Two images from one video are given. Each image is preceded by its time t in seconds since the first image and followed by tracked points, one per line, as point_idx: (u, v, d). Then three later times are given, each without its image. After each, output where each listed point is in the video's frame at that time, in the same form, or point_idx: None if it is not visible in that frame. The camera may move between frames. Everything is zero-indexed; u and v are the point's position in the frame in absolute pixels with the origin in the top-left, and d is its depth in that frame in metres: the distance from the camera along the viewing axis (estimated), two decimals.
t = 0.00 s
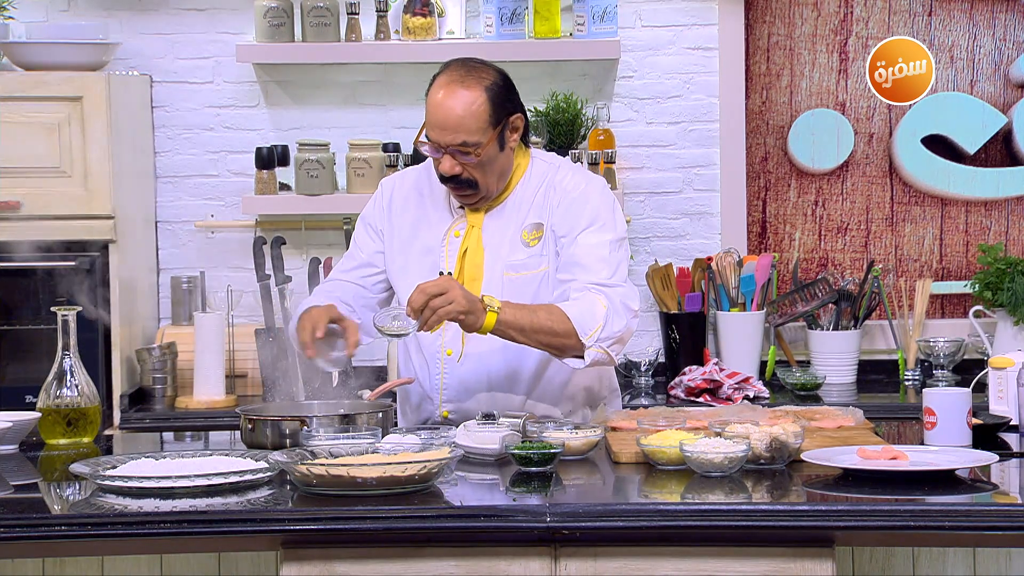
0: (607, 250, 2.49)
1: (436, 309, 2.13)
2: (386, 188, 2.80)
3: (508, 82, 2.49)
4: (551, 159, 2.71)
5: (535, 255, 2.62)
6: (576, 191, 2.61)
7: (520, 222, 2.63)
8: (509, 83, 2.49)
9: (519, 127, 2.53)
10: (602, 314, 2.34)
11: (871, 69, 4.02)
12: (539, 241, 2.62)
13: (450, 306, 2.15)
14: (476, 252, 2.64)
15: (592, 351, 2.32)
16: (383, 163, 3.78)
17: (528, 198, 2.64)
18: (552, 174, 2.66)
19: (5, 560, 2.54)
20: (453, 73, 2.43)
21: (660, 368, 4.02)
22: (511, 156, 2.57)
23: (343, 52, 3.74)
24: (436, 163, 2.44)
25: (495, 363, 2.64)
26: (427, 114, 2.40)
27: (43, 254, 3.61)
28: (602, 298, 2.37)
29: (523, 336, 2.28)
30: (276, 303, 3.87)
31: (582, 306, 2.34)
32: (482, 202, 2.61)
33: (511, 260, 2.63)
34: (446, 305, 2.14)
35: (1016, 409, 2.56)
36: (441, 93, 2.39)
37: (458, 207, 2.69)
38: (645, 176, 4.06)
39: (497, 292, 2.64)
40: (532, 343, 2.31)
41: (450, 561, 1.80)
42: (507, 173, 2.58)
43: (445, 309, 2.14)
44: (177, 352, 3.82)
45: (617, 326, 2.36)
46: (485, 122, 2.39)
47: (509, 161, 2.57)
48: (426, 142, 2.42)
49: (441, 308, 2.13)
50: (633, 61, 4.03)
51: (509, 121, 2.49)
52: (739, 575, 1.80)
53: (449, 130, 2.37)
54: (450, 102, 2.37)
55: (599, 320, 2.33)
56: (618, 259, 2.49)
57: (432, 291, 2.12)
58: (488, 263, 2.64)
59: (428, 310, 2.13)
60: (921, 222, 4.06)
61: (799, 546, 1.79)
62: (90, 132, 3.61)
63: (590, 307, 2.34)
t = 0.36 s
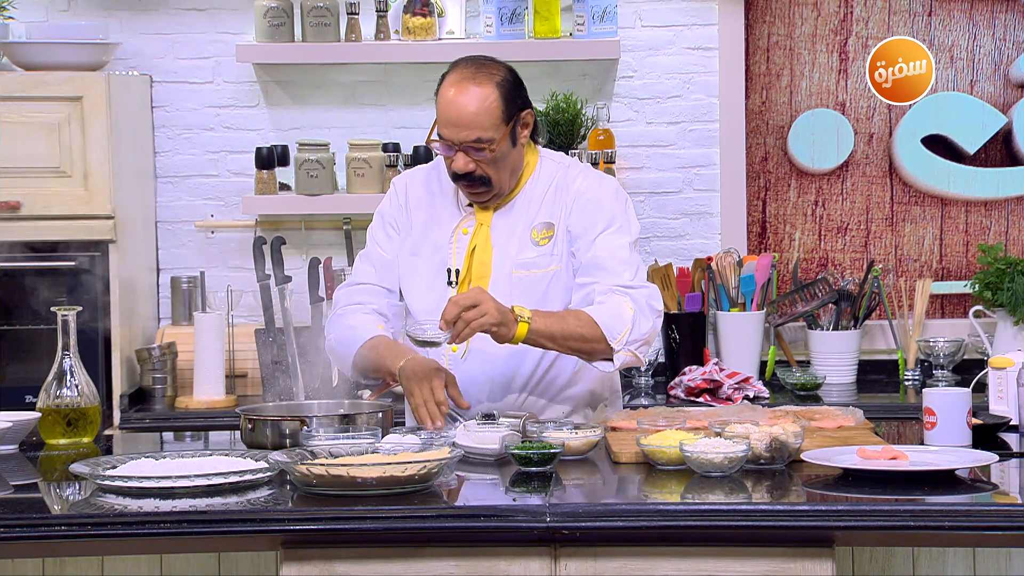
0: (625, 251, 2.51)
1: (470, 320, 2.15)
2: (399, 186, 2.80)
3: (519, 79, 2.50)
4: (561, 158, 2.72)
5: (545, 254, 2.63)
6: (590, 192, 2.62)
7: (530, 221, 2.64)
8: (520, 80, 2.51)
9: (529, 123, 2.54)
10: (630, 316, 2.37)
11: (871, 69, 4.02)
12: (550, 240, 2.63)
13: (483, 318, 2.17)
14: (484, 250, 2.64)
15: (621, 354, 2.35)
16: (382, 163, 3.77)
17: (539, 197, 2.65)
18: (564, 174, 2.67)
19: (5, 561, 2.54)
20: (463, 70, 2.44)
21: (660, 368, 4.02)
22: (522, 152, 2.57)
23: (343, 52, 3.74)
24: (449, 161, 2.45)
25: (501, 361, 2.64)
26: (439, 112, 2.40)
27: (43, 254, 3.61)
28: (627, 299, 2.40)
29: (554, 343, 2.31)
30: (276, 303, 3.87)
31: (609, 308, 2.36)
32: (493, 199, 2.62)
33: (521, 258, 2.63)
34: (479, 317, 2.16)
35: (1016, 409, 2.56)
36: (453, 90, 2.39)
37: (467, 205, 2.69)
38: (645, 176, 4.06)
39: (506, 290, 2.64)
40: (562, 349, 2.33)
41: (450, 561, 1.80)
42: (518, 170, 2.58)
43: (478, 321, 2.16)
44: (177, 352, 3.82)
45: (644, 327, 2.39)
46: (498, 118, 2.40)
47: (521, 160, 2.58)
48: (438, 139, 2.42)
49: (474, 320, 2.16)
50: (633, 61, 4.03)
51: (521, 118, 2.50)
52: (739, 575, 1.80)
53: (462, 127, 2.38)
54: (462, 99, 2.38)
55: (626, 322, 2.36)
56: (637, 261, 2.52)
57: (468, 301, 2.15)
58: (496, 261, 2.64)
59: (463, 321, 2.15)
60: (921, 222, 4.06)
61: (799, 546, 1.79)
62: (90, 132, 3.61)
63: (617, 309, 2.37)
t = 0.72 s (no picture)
0: (619, 263, 2.52)
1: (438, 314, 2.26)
2: (405, 185, 2.81)
3: (531, 82, 2.50)
4: (571, 163, 2.72)
5: (549, 256, 2.62)
6: (595, 197, 2.61)
7: (536, 223, 2.64)
8: (532, 82, 2.51)
9: (541, 126, 2.56)
10: (599, 335, 2.42)
11: (871, 69, 4.02)
12: (554, 242, 2.62)
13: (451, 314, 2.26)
14: (490, 250, 2.64)
15: (582, 371, 2.41)
16: (382, 163, 3.77)
17: (545, 199, 2.65)
18: (571, 178, 2.67)
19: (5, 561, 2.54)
20: (477, 71, 2.45)
21: (659, 368, 4.02)
22: (532, 156, 2.58)
23: (342, 52, 3.74)
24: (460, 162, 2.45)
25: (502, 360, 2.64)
26: (451, 112, 2.40)
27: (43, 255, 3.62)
28: (603, 318, 2.44)
29: (514, 352, 2.37)
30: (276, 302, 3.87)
31: (581, 325, 2.41)
32: (501, 201, 2.62)
33: (526, 260, 2.63)
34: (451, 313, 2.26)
35: (1016, 409, 2.56)
36: (466, 91, 2.40)
37: (474, 204, 2.70)
38: (645, 176, 4.06)
39: (509, 291, 2.63)
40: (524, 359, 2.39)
41: (449, 561, 1.80)
42: (526, 173, 2.59)
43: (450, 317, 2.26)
44: (177, 352, 3.82)
45: (612, 349, 2.44)
46: (511, 120, 2.40)
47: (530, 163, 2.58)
48: (450, 139, 2.42)
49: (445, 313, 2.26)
50: (634, 61, 4.03)
51: (532, 120, 2.50)
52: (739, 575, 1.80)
53: (476, 128, 2.38)
54: (476, 100, 2.38)
55: (594, 341, 2.41)
56: (629, 274, 2.52)
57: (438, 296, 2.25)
58: (501, 262, 2.64)
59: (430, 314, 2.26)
60: (921, 222, 4.06)
61: (799, 546, 1.79)
62: (90, 132, 3.61)
63: (588, 328, 2.41)
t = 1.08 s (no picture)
0: (623, 267, 2.50)
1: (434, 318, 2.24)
2: (408, 185, 2.82)
3: (529, 85, 2.50)
4: (571, 164, 2.71)
5: (549, 258, 2.62)
6: (597, 199, 2.61)
7: (535, 225, 2.64)
8: (530, 85, 2.52)
9: (539, 129, 2.56)
10: (601, 342, 2.40)
11: (871, 69, 4.02)
12: (553, 244, 2.62)
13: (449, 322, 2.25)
14: (489, 253, 2.64)
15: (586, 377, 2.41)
16: (383, 163, 3.77)
17: (545, 201, 2.65)
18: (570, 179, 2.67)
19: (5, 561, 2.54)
20: (474, 75, 2.45)
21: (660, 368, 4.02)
22: (531, 159, 2.58)
23: (343, 52, 3.74)
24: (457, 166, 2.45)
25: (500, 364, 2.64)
26: (449, 117, 2.41)
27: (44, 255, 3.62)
28: (605, 322, 2.43)
29: (515, 355, 2.37)
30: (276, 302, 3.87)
31: (583, 329, 2.39)
32: (500, 204, 2.62)
33: (525, 261, 2.63)
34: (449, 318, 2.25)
35: (1017, 409, 2.56)
36: (462, 95, 2.40)
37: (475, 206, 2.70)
38: (645, 176, 4.06)
39: (507, 293, 2.63)
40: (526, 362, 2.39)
41: (450, 561, 1.80)
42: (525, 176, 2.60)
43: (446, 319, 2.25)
44: (178, 352, 3.82)
45: (615, 355, 2.42)
46: (508, 124, 2.41)
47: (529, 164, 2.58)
48: (448, 144, 2.43)
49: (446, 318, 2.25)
50: (634, 61, 4.03)
51: (529, 124, 2.50)
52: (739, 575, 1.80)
53: (473, 132, 2.38)
54: (474, 104, 2.38)
55: (597, 347, 2.40)
56: (633, 278, 2.51)
57: (423, 300, 2.22)
58: (501, 263, 2.63)
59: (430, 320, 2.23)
60: (922, 222, 4.06)
61: (800, 546, 1.79)
62: (90, 132, 3.61)
63: (591, 332, 2.40)
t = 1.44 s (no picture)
0: (655, 269, 2.62)
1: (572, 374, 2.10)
2: (408, 184, 2.80)
3: (533, 84, 2.50)
4: (570, 164, 2.76)
5: (557, 261, 2.66)
6: (612, 203, 2.71)
7: (542, 226, 2.67)
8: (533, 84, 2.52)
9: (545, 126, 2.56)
10: (665, 341, 2.44)
11: (871, 69, 4.02)
12: (561, 246, 2.66)
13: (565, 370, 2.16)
14: (496, 254, 2.65)
15: (655, 379, 2.40)
16: (383, 163, 3.77)
17: (551, 203, 2.69)
18: (581, 180, 2.73)
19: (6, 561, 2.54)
20: (480, 79, 2.44)
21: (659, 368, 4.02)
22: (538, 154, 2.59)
23: (343, 52, 3.74)
24: (476, 172, 2.44)
25: (506, 367, 2.64)
26: (462, 122, 2.40)
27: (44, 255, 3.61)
28: (661, 323, 2.49)
29: (605, 376, 2.32)
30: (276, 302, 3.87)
31: (647, 335, 2.42)
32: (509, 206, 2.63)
33: (532, 264, 2.66)
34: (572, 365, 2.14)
35: (1017, 409, 2.56)
36: (472, 100, 2.39)
37: (476, 205, 2.70)
38: (645, 176, 4.06)
39: (515, 295, 2.65)
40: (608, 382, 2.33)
41: (450, 561, 1.80)
42: (534, 174, 2.61)
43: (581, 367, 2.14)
44: (178, 353, 3.82)
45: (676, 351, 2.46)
46: (522, 124, 2.40)
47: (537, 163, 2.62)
48: (464, 150, 2.42)
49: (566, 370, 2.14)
50: (634, 61, 4.03)
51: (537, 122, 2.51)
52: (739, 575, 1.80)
53: (490, 135, 2.37)
54: (486, 107, 2.38)
55: (663, 347, 2.43)
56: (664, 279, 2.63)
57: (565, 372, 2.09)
58: (507, 265, 2.66)
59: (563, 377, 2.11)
60: (921, 222, 4.06)
61: (799, 546, 1.79)
62: (90, 133, 3.61)
63: (656, 333, 2.44)
